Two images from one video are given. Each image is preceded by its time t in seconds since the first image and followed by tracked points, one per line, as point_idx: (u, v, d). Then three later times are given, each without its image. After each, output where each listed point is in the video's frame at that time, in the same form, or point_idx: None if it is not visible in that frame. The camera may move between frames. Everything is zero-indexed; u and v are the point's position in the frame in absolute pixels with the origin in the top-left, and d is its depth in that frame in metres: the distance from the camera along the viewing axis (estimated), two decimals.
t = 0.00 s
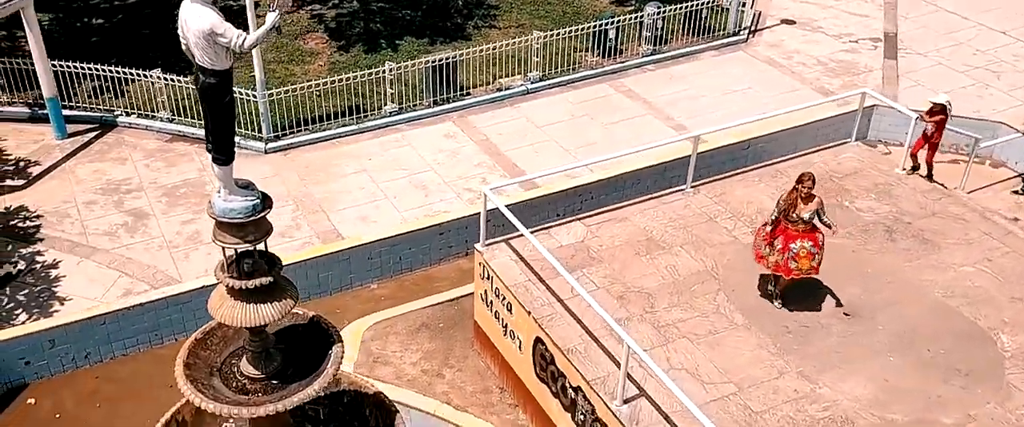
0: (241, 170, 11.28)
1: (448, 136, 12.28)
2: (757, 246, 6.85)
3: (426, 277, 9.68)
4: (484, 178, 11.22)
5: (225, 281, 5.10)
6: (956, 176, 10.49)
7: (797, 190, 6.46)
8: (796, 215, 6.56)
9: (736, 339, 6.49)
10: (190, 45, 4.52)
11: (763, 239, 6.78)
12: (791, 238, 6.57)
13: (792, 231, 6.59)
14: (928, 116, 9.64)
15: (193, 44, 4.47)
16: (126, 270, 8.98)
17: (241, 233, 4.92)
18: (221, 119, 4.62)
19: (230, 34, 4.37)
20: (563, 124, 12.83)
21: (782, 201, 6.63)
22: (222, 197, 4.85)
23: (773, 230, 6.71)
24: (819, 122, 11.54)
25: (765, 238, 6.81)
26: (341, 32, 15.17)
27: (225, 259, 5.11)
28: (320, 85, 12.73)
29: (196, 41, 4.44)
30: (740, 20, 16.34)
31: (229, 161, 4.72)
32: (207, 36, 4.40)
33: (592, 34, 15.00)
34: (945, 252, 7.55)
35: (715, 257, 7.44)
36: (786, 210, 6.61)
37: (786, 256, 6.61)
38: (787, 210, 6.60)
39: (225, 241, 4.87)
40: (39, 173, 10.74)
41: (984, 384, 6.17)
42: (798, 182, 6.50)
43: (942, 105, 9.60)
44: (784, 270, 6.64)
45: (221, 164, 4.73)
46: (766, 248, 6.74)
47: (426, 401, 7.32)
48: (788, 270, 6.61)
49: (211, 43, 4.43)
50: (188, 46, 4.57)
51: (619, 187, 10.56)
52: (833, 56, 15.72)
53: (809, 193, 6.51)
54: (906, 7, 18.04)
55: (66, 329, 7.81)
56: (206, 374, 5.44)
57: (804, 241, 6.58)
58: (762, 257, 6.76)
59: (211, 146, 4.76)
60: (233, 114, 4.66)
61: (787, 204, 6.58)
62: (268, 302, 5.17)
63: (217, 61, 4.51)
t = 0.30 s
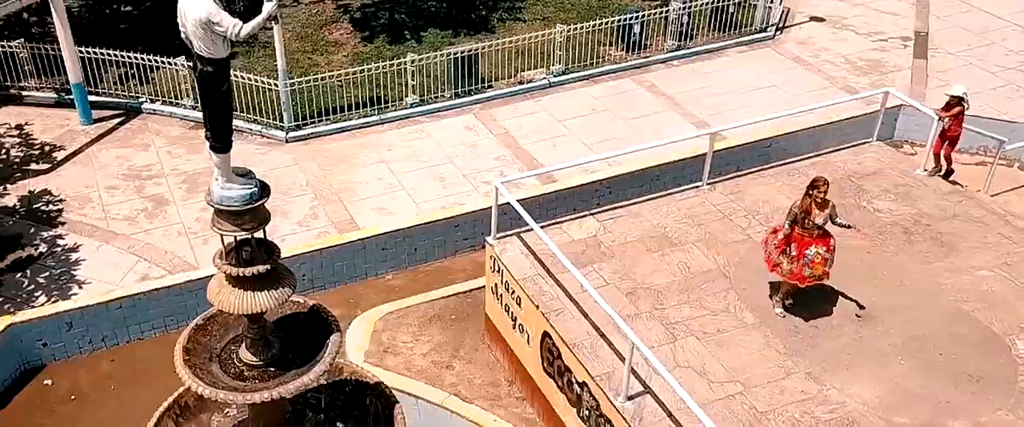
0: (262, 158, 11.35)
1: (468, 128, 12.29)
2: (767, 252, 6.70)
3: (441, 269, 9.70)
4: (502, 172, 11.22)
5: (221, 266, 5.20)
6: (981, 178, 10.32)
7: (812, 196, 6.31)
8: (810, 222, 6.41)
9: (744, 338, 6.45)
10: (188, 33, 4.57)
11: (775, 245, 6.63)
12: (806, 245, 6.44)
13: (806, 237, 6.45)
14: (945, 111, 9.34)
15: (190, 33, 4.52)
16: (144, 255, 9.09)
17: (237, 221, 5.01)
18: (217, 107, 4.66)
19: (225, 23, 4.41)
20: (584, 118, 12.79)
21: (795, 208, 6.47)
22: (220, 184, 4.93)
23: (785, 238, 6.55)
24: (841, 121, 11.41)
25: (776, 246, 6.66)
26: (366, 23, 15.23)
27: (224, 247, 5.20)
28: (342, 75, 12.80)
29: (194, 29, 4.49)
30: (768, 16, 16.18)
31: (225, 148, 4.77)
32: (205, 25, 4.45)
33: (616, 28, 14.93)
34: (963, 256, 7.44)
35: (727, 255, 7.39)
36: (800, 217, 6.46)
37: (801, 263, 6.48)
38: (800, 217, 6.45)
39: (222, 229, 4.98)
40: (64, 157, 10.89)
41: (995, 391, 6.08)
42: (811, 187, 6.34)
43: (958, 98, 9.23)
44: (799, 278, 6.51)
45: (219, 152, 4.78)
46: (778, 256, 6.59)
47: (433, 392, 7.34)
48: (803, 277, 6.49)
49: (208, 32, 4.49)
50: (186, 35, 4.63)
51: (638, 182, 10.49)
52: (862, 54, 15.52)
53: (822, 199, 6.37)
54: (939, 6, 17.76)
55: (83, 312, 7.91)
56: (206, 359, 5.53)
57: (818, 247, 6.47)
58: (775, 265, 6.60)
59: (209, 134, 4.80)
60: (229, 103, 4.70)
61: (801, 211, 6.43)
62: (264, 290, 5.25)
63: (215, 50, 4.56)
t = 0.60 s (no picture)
0: (281, 146, 11.43)
1: (487, 121, 12.29)
2: (789, 269, 6.40)
3: (455, 260, 9.72)
4: (519, 165, 11.20)
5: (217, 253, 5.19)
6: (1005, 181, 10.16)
7: (832, 203, 6.13)
8: (831, 229, 6.22)
9: (752, 337, 6.40)
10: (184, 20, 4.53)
11: (799, 260, 6.34)
12: (831, 252, 6.26)
13: (828, 245, 6.27)
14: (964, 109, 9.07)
15: (186, 20, 4.48)
16: (161, 241, 9.20)
17: (234, 209, 4.98)
18: (214, 95, 4.63)
19: (221, 11, 4.37)
20: (604, 113, 12.74)
21: (813, 220, 6.20)
22: (217, 173, 4.89)
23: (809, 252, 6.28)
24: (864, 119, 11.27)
25: (796, 263, 6.36)
26: (389, 14, 15.27)
27: (222, 235, 5.20)
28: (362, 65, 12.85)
29: (190, 17, 4.45)
30: (794, 13, 16.02)
31: (222, 136, 4.73)
32: (200, 13, 4.41)
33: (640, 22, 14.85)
34: (980, 258, 7.34)
35: (738, 253, 7.34)
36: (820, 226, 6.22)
37: (830, 271, 6.29)
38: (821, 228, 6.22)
39: (219, 217, 4.96)
40: (87, 142, 11.04)
41: (1006, 396, 6.00)
42: (826, 195, 6.15)
43: (977, 96, 8.96)
44: (831, 287, 6.31)
45: (215, 139, 4.74)
46: (805, 272, 6.31)
47: (441, 383, 7.26)
48: (835, 285, 6.31)
49: (203, 20, 4.44)
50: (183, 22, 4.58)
51: (656, 178, 10.43)
52: (889, 53, 15.33)
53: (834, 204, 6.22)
54: (971, 4, 17.48)
55: (99, 295, 8.02)
56: (204, 345, 5.58)
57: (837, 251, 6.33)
58: (805, 282, 6.31)
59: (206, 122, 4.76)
60: (226, 91, 4.66)
61: (820, 220, 6.19)
62: (261, 277, 5.26)
63: (212, 38, 4.52)
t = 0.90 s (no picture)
0: (301, 135, 11.51)
1: (506, 114, 12.30)
2: (825, 286, 6.17)
3: (469, 252, 9.75)
4: (536, 158, 11.20)
5: (216, 238, 5.25)
6: None
7: (857, 209, 5.97)
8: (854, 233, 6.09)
9: (758, 336, 6.37)
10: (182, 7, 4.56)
11: (835, 275, 6.12)
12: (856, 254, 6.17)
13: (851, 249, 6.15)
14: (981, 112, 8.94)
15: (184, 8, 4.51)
16: (178, 226, 9.30)
17: (232, 196, 5.04)
18: (212, 83, 4.67)
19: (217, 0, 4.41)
20: (624, 108, 12.70)
21: (842, 231, 5.99)
22: (217, 160, 4.94)
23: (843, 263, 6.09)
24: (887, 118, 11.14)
25: (830, 277, 6.15)
26: (412, 4, 15.30)
27: (219, 222, 5.29)
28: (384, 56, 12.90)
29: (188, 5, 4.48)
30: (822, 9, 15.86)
31: (220, 123, 4.76)
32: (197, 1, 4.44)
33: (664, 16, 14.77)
34: (996, 262, 7.24)
35: (749, 251, 7.30)
36: (849, 236, 6.02)
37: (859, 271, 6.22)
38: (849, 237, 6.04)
39: (217, 204, 5.00)
40: (110, 128, 11.19)
41: (1014, 402, 5.92)
42: (848, 204, 5.95)
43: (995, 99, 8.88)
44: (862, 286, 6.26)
45: (214, 126, 4.78)
46: (843, 282, 6.15)
47: (449, 374, 7.30)
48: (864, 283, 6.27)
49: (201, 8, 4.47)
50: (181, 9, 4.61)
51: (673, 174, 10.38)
52: (917, 52, 15.12)
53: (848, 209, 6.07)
54: (1004, 4, 17.19)
55: (115, 279, 8.13)
56: (204, 329, 5.65)
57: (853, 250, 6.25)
58: (846, 291, 6.16)
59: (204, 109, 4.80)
60: (223, 80, 4.68)
61: (849, 230, 6.00)
62: (258, 264, 5.32)
63: (210, 26, 4.56)
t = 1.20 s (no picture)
0: (321, 124, 11.59)
1: (526, 107, 12.29)
2: (880, 291, 6.09)
3: (483, 244, 9.77)
4: (555, 152, 11.18)
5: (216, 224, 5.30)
6: None
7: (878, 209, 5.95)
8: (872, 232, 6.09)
9: (766, 335, 6.33)
10: None
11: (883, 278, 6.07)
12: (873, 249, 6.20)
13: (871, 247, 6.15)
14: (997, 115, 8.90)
15: None
16: (196, 212, 9.41)
17: (231, 183, 5.10)
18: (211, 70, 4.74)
19: None
20: (645, 103, 12.64)
21: (881, 235, 5.93)
22: (217, 147, 4.99)
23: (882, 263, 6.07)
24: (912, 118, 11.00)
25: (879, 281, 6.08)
26: None
27: (220, 209, 5.36)
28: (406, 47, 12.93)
29: None
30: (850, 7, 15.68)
31: (219, 111, 4.80)
32: None
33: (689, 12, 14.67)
34: (1013, 266, 7.13)
35: (761, 249, 7.25)
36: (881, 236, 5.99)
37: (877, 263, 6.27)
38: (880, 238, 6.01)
39: (217, 190, 5.09)
40: (134, 114, 11.33)
41: None
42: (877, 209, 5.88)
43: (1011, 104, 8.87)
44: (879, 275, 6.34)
45: (214, 114, 4.82)
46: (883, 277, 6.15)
47: (458, 365, 7.29)
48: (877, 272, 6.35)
49: None
50: None
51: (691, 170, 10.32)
52: (946, 51, 14.91)
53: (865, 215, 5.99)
54: None
55: (133, 263, 8.25)
56: (205, 315, 5.73)
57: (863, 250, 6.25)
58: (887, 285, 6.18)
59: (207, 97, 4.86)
60: (222, 68, 4.74)
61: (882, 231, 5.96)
62: (258, 250, 5.38)
63: (209, 14, 4.64)
